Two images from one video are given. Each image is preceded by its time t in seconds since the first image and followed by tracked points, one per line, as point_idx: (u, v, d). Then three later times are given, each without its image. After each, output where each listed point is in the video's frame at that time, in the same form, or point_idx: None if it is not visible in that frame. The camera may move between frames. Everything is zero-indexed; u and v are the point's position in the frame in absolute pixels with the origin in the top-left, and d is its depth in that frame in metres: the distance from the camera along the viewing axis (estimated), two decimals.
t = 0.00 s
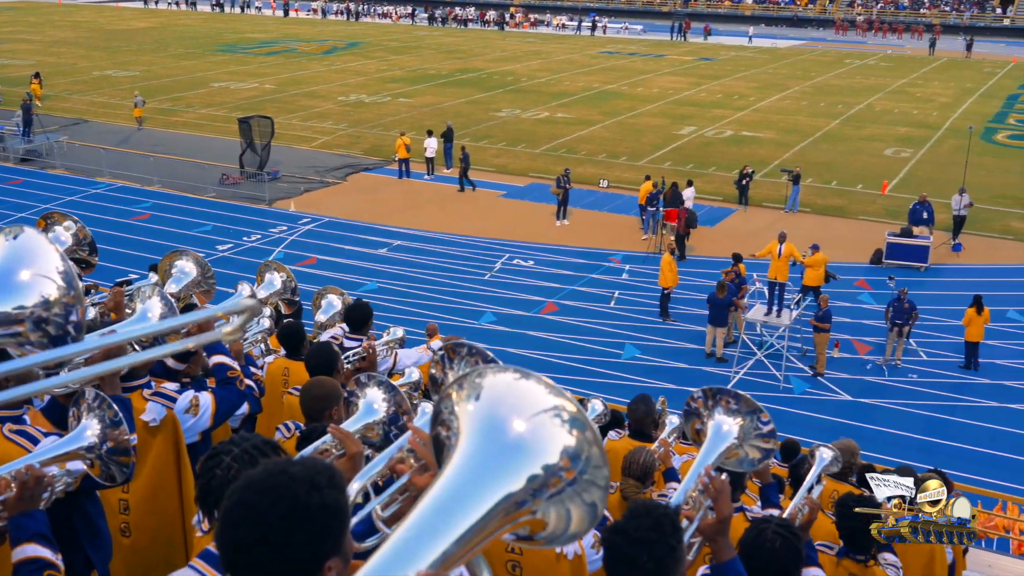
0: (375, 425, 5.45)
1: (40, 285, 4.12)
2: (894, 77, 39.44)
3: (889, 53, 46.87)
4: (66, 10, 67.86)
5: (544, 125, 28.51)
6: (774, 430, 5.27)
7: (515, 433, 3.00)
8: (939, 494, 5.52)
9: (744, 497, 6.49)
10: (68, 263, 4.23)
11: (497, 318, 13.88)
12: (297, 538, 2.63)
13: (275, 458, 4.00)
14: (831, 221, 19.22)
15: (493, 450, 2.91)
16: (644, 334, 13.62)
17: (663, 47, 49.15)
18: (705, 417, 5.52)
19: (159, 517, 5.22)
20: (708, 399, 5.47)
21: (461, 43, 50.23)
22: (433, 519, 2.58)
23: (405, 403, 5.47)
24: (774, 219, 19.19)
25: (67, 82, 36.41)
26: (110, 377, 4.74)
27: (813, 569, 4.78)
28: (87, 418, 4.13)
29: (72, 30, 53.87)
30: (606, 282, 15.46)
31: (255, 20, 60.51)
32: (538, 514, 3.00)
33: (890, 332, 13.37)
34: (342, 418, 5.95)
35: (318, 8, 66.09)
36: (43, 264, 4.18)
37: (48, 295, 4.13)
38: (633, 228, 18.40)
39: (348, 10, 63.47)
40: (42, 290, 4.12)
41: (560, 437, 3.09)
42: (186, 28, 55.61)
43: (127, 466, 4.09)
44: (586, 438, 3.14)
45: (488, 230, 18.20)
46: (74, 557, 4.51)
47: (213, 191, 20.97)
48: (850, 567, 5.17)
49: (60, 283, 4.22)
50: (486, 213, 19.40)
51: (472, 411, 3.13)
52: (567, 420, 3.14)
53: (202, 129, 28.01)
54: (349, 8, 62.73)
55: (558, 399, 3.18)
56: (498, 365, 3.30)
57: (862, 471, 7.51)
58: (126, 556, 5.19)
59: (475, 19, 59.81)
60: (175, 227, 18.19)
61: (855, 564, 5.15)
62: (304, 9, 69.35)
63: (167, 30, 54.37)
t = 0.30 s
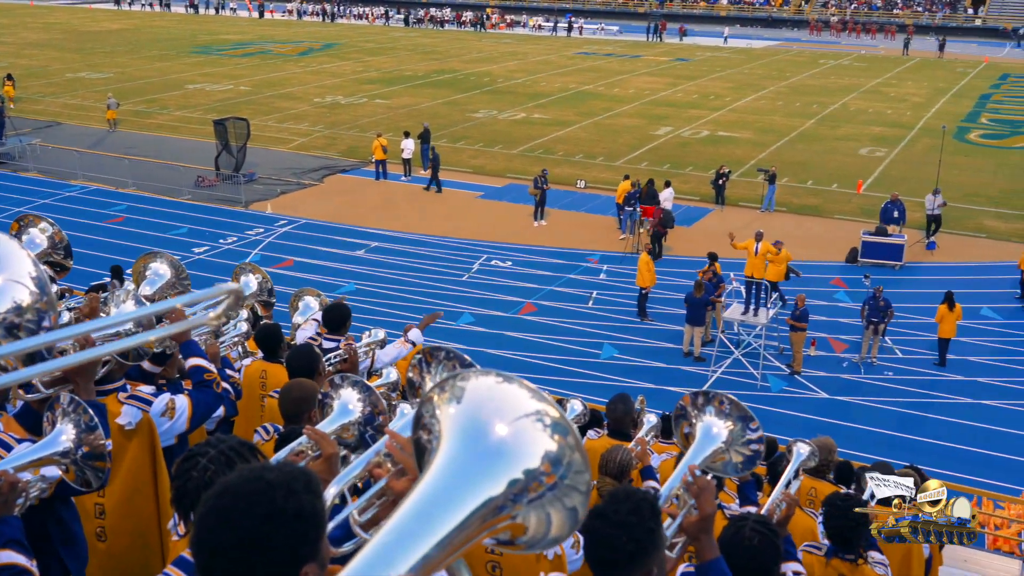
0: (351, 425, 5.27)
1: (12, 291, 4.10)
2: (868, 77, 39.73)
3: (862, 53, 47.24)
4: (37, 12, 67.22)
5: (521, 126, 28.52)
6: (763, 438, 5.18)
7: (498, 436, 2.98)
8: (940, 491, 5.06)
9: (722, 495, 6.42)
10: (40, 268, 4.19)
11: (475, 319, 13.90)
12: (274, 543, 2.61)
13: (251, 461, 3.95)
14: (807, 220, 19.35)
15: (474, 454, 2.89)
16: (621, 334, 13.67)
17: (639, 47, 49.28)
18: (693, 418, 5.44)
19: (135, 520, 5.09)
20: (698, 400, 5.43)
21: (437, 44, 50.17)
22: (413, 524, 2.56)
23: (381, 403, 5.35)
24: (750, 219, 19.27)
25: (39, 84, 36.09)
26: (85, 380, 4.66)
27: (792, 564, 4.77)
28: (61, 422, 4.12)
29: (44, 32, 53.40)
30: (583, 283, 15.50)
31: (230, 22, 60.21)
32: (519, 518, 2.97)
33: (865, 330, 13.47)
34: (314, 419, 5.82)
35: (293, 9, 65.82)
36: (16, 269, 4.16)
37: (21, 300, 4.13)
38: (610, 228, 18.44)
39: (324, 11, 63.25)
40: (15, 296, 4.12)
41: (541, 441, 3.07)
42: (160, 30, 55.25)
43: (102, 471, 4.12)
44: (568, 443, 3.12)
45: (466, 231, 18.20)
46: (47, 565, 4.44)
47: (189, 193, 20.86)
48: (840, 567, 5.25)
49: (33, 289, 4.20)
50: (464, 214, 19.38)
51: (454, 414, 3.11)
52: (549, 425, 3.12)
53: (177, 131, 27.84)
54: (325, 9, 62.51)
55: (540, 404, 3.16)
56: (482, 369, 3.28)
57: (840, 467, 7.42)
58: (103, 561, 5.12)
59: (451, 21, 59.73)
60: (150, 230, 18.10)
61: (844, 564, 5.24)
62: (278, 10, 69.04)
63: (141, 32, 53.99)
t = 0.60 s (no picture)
0: (334, 426, 5.28)
1: None
2: (844, 77, 39.99)
3: (839, 54, 47.56)
4: (9, 13, 66.55)
5: (500, 126, 28.54)
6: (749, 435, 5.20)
7: (478, 433, 2.97)
8: (940, 495, 6.29)
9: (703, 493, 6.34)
10: (11, 263, 4.32)
11: (455, 320, 13.91)
12: (257, 540, 2.58)
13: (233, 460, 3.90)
14: (784, 220, 19.49)
15: (455, 450, 2.88)
16: (600, 334, 13.71)
17: (617, 48, 49.43)
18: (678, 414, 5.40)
19: (116, 520, 5.11)
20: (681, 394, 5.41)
21: (415, 45, 50.09)
22: (400, 517, 2.53)
23: (365, 406, 5.36)
24: (728, 219, 19.38)
25: (13, 86, 35.76)
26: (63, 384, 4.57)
27: (774, 559, 4.75)
28: (40, 424, 4.07)
29: (17, 33, 52.92)
30: (562, 283, 15.54)
31: (206, 23, 59.86)
32: (500, 515, 2.96)
33: (843, 328, 13.58)
34: (298, 418, 5.82)
35: (270, 10, 65.54)
36: None
37: None
38: (589, 228, 18.50)
39: (301, 12, 63.01)
40: None
41: (521, 437, 3.08)
42: (135, 31, 54.85)
43: (83, 471, 4.10)
44: (548, 440, 3.14)
45: (445, 232, 18.20)
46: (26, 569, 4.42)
47: (166, 196, 20.74)
48: (827, 566, 5.15)
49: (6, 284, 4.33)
50: (443, 215, 19.38)
51: (434, 412, 3.09)
52: (528, 423, 3.14)
53: (153, 132, 27.68)
54: (302, 10, 62.34)
55: (518, 402, 3.18)
56: (458, 369, 3.28)
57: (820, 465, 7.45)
58: (81, 565, 5.12)
59: (429, 22, 59.63)
60: (127, 233, 17.99)
61: (830, 563, 5.15)
62: (255, 12, 68.71)
63: (116, 33, 53.61)
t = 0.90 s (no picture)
0: (316, 421, 5.28)
1: None
2: (819, 77, 40.24)
3: (814, 54, 47.87)
4: None
5: (478, 127, 28.55)
6: (722, 412, 5.17)
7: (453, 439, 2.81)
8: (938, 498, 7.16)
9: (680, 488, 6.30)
10: None
11: (434, 320, 13.88)
12: (242, 528, 2.64)
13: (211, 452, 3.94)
14: (761, 219, 19.61)
15: (429, 457, 2.73)
16: (579, 333, 13.75)
17: (594, 49, 49.55)
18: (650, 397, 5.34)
19: (94, 523, 4.91)
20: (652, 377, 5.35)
21: (393, 46, 50.00)
22: (377, 522, 2.51)
23: (347, 402, 5.34)
24: (705, 218, 19.47)
25: None
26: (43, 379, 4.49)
27: (754, 554, 4.57)
28: (12, 413, 4.03)
29: None
30: (540, 283, 15.58)
31: (181, 24, 59.47)
32: (478, 518, 2.81)
33: (819, 326, 13.67)
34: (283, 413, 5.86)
35: (246, 11, 65.22)
36: None
37: None
38: (567, 228, 18.53)
39: (277, 13, 62.75)
40: None
41: (501, 439, 2.90)
42: (109, 33, 54.43)
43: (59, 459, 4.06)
44: (527, 441, 2.95)
45: (424, 232, 18.19)
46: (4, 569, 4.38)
47: (142, 198, 20.61)
48: (807, 562, 5.04)
49: None
50: (422, 216, 19.37)
51: (411, 414, 2.91)
52: (509, 422, 2.95)
53: (128, 134, 27.49)
54: (278, 11, 62.05)
55: (498, 401, 2.98)
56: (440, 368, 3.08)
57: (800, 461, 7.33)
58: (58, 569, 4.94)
59: (406, 22, 59.50)
60: (102, 235, 17.85)
61: (811, 559, 5.03)
62: (230, 13, 68.32)
63: (89, 35, 53.17)
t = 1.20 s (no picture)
0: (296, 424, 5.16)
1: None
2: (794, 77, 40.46)
3: (789, 54, 48.14)
4: None
5: (455, 127, 28.55)
6: (698, 418, 5.09)
7: (433, 403, 3.01)
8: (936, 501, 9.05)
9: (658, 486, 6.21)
10: None
11: (412, 320, 13.88)
12: (219, 522, 2.64)
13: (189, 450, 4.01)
14: (737, 218, 19.73)
15: (412, 420, 2.92)
16: (557, 333, 13.78)
17: (571, 48, 49.64)
18: (628, 404, 5.25)
19: (69, 526, 4.94)
20: (627, 386, 5.26)
21: (370, 46, 49.90)
22: (360, 489, 2.58)
23: (328, 403, 5.27)
24: (682, 217, 19.56)
25: None
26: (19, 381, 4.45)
27: (734, 552, 4.56)
28: None
29: None
30: (519, 283, 15.61)
31: (155, 25, 59.07)
32: (464, 480, 3.04)
33: (796, 324, 13.77)
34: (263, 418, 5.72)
35: (221, 12, 64.87)
36: None
37: None
38: (545, 228, 18.58)
39: (252, 14, 62.46)
40: None
41: (477, 403, 3.14)
42: (82, 34, 53.99)
43: (34, 470, 4.04)
44: (504, 402, 3.22)
45: (402, 233, 18.18)
46: None
47: (116, 200, 20.47)
48: (779, 558, 5.07)
49: None
50: (400, 216, 19.35)
51: (388, 385, 3.10)
52: (483, 386, 3.20)
53: (102, 136, 27.30)
54: (253, 11, 61.74)
55: (470, 366, 3.23)
56: (407, 339, 3.28)
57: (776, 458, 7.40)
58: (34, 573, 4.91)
59: (382, 23, 59.35)
60: (77, 237, 17.74)
61: (782, 555, 5.06)
62: (205, 14, 67.93)
63: (62, 36, 52.70)
